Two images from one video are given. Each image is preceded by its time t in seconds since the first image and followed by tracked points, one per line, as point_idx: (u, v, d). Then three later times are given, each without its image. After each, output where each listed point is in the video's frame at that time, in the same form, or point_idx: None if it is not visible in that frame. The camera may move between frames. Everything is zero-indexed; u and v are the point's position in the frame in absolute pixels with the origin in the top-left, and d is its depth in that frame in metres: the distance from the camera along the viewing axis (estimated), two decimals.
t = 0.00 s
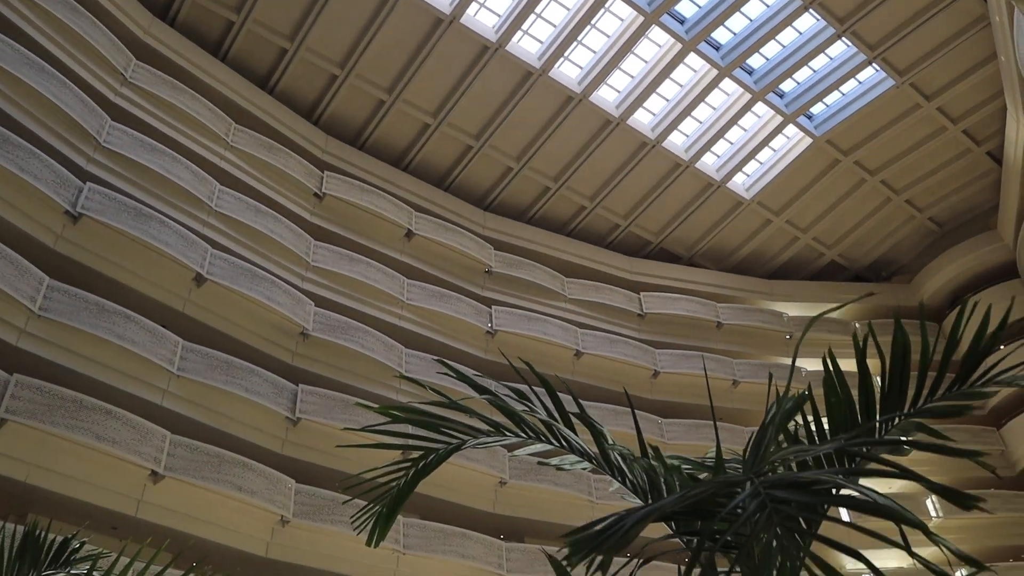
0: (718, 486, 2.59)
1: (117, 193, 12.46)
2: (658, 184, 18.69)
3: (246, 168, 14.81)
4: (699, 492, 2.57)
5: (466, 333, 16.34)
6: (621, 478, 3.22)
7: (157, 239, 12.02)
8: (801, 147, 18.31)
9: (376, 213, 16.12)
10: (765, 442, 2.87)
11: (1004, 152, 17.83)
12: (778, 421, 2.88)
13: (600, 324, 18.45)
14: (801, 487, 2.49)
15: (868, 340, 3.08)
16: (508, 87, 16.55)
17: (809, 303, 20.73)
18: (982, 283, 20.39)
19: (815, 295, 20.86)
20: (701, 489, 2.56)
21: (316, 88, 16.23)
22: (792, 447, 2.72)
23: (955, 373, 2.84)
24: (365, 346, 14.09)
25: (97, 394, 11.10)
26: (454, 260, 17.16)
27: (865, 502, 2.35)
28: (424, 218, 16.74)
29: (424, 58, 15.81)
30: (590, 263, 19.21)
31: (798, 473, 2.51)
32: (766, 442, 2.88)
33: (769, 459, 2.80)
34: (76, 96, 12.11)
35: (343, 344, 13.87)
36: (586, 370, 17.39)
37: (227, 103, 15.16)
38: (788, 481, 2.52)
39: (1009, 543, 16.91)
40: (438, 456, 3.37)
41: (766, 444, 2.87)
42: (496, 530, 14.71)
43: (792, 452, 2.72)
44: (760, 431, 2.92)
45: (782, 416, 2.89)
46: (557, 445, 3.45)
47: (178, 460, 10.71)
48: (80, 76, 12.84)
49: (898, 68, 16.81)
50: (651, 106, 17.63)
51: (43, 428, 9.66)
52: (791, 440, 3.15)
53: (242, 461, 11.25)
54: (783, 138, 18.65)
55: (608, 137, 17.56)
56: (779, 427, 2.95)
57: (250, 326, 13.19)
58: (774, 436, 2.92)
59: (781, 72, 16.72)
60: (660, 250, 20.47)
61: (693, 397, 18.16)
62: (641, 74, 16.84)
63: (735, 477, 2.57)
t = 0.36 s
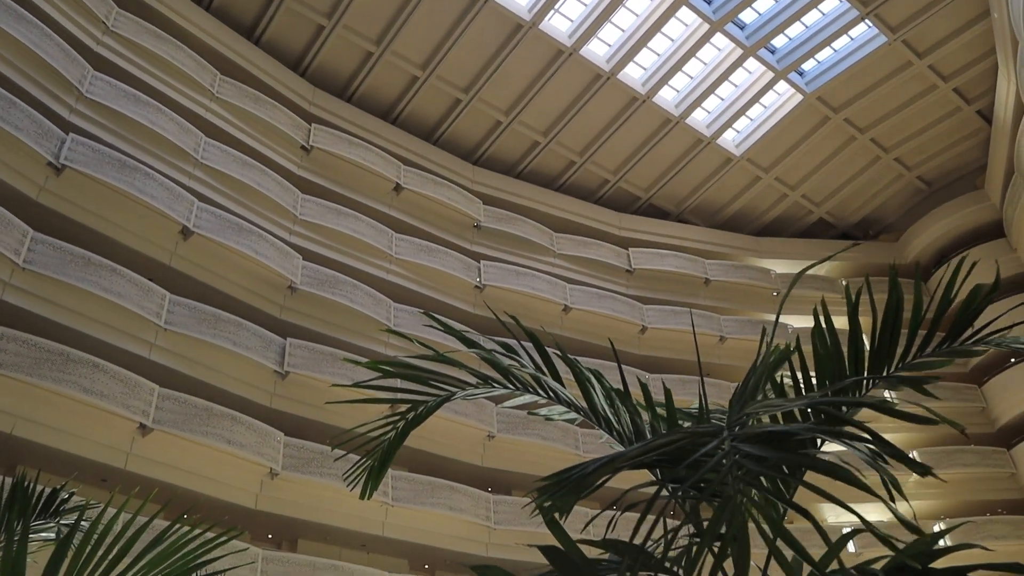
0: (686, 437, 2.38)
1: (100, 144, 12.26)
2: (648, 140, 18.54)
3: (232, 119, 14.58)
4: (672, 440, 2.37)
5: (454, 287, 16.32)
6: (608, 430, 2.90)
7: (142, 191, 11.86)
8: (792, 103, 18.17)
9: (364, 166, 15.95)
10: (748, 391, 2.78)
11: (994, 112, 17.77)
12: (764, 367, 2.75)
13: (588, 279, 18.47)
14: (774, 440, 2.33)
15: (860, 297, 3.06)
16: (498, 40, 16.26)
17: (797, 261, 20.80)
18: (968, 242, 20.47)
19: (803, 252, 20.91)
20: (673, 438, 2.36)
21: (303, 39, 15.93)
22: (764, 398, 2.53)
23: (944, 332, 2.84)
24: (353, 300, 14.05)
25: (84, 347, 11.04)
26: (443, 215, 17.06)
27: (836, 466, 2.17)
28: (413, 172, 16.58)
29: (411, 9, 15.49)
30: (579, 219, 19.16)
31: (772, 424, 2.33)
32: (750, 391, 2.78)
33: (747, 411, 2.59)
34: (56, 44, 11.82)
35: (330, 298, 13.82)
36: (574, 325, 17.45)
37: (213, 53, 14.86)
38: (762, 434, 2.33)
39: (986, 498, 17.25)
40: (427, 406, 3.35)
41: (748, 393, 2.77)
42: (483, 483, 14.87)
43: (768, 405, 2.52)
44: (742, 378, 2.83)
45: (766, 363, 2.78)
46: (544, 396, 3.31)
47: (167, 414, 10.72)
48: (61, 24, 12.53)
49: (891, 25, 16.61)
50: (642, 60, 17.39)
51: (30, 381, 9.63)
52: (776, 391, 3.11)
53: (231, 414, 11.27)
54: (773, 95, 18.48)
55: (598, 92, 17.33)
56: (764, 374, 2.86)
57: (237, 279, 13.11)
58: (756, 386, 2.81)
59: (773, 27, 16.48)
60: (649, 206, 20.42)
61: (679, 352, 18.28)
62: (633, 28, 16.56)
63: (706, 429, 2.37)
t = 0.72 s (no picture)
0: (673, 398, 2.33)
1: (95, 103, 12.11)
2: (647, 102, 18.34)
3: (228, 78, 14.40)
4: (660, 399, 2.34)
5: (452, 249, 16.29)
6: (606, 386, 2.87)
7: (138, 151, 11.75)
8: (792, 65, 17.96)
9: (361, 127, 15.80)
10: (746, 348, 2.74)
11: (997, 74, 17.59)
12: (764, 319, 2.75)
13: (586, 241, 18.44)
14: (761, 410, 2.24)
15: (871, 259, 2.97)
16: None
17: (795, 224, 20.75)
18: (967, 205, 20.41)
19: (801, 214, 20.85)
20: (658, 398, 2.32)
21: None
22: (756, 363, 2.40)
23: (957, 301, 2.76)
24: (350, 261, 14.00)
25: (81, 308, 11.02)
26: (441, 175, 16.95)
27: (808, 446, 2.03)
28: (410, 133, 16.43)
29: None
30: (577, 180, 19.05)
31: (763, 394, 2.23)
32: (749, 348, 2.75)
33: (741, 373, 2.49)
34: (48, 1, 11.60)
35: (328, 259, 13.77)
36: (572, 287, 17.44)
37: (207, 10, 14.61)
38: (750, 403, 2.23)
39: (978, 460, 17.43)
40: (427, 361, 3.31)
41: (746, 351, 2.73)
42: (480, 443, 14.98)
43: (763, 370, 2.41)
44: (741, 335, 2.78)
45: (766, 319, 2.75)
46: (542, 351, 3.21)
47: (165, 374, 10.74)
48: None
49: None
50: (642, 21, 17.13)
51: (28, 342, 9.62)
52: (780, 348, 3.08)
53: (229, 375, 11.29)
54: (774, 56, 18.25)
55: (597, 53, 17.09)
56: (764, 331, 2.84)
57: (234, 240, 13.05)
58: (756, 343, 2.78)
59: None
60: (648, 168, 20.31)
61: (676, 315, 18.32)
62: None
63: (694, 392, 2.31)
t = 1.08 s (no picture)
0: (690, 345, 2.25)
1: (95, 63, 12.00)
2: (651, 62, 18.11)
3: (229, 38, 14.24)
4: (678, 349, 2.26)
5: (456, 210, 16.24)
6: (610, 339, 2.82)
7: (139, 112, 11.66)
8: (800, 24, 17.70)
9: (363, 87, 15.65)
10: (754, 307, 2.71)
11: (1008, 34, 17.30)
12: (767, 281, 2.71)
13: (590, 202, 18.36)
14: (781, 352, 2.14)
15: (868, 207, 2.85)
16: None
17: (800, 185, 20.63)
18: (975, 166, 20.23)
19: (807, 175, 20.72)
20: (675, 346, 2.23)
21: None
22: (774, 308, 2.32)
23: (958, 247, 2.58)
24: (353, 223, 13.95)
25: (86, 269, 11.05)
26: (444, 136, 16.84)
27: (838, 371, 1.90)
28: (413, 93, 16.28)
29: None
30: (581, 140, 18.92)
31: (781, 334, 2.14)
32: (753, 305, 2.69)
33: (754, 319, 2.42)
34: None
35: (331, 220, 13.73)
36: (575, 248, 17.42)
37: None
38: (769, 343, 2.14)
39: (981, 422, 17.54)
40: (431, 313, 3.22)
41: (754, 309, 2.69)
42: (484, 403, 15.09)
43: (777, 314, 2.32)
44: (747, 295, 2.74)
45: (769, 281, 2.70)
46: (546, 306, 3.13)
47: (170, 335, 10.78)
48: None
49: None
50: None
51: (34, 304, 9.65)
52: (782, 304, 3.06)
53: (234, 336, 11.34)
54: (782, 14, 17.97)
55: (602, 12, 16.83)
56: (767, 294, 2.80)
57: (237, 201, 13.02)
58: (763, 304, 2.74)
59: None
60: (652, 128, 20.17)
61: (680, 276, 18.31)
62: None
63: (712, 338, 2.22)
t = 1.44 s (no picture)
0: (706, 293, 2.20)
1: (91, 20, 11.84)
2: (655, 17, 17.82)
3: None
4: (691, 298, 2.22)
5: (457, 168, 16.15)
6: (613, 292, 2.83)
7: (137, 70, 11.53)
8: None
9: (363, 43, 15.45)
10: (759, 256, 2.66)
11: None
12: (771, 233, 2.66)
13: (593, 159, 18.25)
14: (796, 299, 2.11)
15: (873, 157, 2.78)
16: None
17: (804, 142, 20.47)
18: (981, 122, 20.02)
19: (811, 132, 20.54)
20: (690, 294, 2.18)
21: None
22: (790, 255, 2.28)
23: (960, 196, 2.53)
24: (354, 181, 13.86)
25: (87, 229, 11.03)
26: (445, 92, 16.67)
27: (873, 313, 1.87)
28: (414, 49, 16.07)
29: None
30: (583, 97, 18.73)
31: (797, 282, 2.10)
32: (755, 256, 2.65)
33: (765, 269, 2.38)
34: None
35: (332, 179, 13.66)
36: (578, 206, 17.35)
37: None
38: (785, 291, 2.10)
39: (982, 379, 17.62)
40: (431, 266, 3.18)
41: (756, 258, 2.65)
42: (487, 360, 15.17)
43: (787, 263, 2.29)
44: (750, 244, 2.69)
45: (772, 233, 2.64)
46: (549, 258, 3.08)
47: (173, 295, 10.79)
48: None
49: None
50: None
51: (36, 265, 9.65)
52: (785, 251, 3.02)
53: (236, 295, 11.35)
54: None
55: None
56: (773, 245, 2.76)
57: (238, 160, 12.95)
58: (765, 254, 2.69)
59: None
60: (656, 84, 19.95)
61: (683, 234, 18.27)
62: None
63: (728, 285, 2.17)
